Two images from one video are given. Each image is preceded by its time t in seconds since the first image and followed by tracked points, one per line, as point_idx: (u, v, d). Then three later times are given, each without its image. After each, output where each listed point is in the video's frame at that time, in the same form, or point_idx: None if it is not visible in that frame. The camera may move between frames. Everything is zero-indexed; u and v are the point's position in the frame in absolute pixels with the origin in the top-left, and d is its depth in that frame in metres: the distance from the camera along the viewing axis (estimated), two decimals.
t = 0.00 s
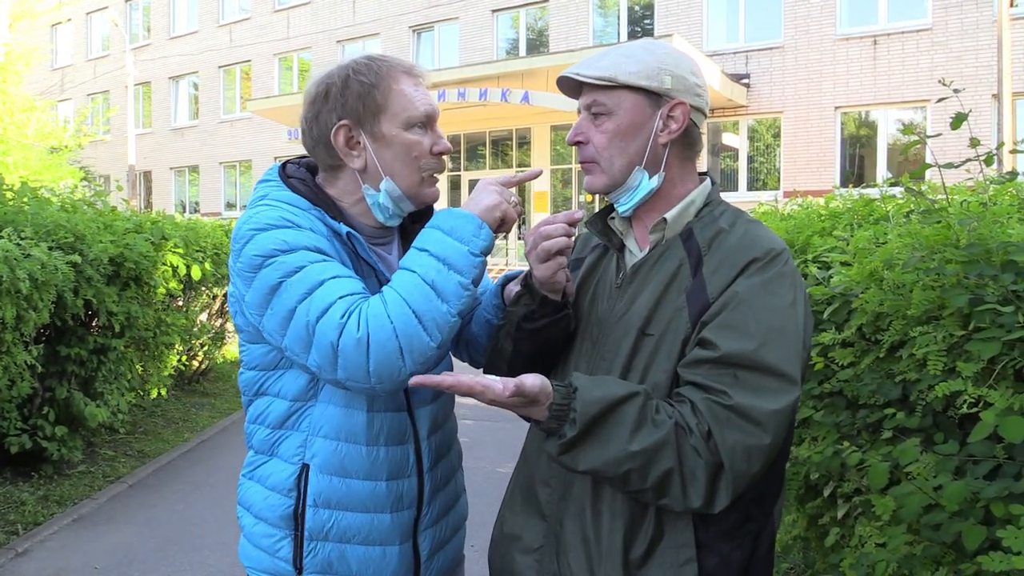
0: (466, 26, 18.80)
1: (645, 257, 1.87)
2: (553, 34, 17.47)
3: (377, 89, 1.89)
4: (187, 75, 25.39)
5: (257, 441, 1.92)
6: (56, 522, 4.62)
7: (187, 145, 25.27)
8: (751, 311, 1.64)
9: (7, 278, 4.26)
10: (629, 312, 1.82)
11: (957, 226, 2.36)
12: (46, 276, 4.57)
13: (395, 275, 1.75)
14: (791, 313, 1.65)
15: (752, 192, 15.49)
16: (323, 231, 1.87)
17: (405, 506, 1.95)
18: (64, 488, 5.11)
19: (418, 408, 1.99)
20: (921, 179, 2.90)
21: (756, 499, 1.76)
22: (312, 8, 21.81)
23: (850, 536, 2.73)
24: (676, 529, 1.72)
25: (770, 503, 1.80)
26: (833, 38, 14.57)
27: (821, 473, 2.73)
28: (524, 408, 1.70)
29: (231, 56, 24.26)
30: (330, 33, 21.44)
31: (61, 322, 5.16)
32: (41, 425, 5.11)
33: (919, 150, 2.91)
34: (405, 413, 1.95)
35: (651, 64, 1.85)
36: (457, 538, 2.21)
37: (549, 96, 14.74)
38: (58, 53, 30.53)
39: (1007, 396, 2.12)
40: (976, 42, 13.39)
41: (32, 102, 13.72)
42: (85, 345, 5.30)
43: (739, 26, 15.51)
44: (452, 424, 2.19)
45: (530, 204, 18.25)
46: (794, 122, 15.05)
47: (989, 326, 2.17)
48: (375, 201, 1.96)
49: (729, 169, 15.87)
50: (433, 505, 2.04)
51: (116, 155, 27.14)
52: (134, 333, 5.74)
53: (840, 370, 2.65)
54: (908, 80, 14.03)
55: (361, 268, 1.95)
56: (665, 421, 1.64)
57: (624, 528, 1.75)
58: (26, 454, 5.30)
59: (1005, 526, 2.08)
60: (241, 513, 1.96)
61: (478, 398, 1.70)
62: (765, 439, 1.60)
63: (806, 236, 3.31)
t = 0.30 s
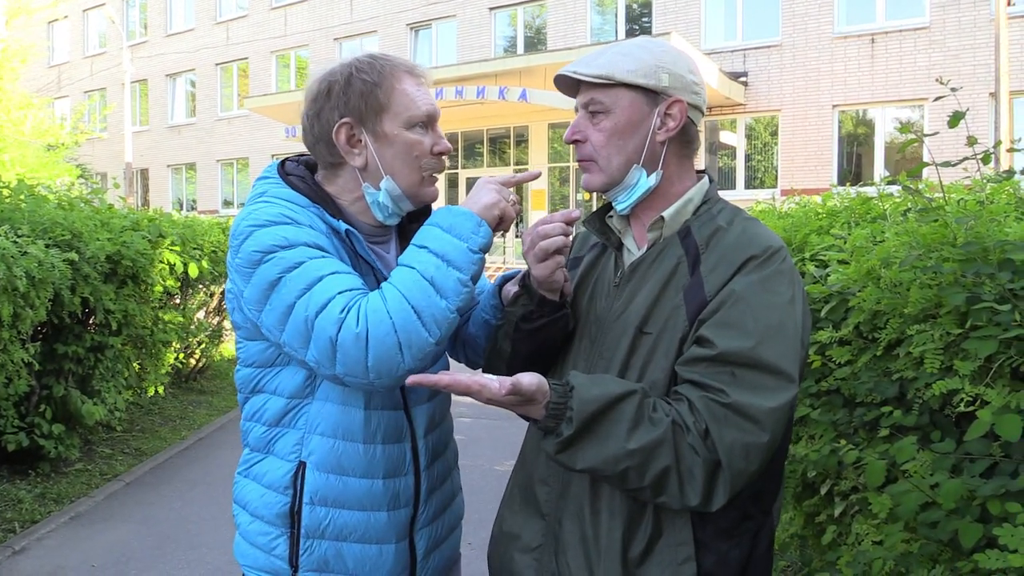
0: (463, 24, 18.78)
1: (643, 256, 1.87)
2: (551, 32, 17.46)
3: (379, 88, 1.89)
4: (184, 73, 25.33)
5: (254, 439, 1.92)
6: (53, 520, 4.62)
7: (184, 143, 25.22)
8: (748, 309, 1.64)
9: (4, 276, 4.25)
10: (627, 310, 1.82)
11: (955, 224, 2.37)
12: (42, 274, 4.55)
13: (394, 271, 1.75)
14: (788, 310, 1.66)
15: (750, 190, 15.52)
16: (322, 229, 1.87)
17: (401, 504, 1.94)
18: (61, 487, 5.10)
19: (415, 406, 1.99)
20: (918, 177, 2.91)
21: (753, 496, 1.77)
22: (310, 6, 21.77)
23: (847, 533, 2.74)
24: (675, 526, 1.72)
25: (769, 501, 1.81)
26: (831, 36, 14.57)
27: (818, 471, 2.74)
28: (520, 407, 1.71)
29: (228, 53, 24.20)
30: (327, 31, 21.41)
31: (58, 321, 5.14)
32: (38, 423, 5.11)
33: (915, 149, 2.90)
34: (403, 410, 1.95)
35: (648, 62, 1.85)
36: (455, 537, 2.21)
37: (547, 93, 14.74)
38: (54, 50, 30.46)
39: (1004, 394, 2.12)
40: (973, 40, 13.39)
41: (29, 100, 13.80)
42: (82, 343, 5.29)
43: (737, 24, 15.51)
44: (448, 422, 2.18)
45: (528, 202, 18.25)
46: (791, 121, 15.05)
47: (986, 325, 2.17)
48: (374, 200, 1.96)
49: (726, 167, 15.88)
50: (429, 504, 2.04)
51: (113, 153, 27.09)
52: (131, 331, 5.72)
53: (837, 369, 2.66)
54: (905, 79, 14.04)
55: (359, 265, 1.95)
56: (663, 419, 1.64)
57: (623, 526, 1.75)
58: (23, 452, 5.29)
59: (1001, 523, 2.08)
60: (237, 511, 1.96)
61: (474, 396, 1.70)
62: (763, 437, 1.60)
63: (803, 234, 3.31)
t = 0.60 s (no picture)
0: (462, 23, 18.78)
1: (635, 257, 1.87)
2: (550, 32, 17.46)
3: (378, 96, 1.87)
4: (183, 71, 25.31)
5: (243, 447, 1.92)
6: (51, 519, 4.62)
7: (183, 142, 25.20)
8: (741, 310, 1.65)
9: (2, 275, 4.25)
10: (619, 312, 1.83)
11: (952, 225, 2.38)
12: (41, 272, 4.55)
13: (332, 308, 1.68)
14: (782, 309, 1.66)
15: (748, 190, 15.54)
16: (304, 240, 1.86)
17: (396, 510, 1.94)
18: (59, 485, 5.10)
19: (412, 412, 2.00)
20: (916, 178, 2.91)
21: (750, 496, 1.77)
22: (309, 5, 21.77)
23: (844, 533, 2.74)
24: (670, 528, 1.72)
25: (765, 500, 1.81)
26: (829, 37, 14.58)
27: (816, 471, 2.74)
28: (515, 412, 1.72)
29: (227, 52, 24.18)
30: (326, 30, 21.40)
31: (56, 319, 5.14)
32: (36, 422, 5.10)
33: (914, 149, 2.90)
34: (398, 416, 1.96)
35: (641, 63, 1.86)
36: (453, 541, 2.21)
37: (546, 93, 14.77)
38: (53, 48, 30.43)
39: (1002, 395, 2.12)
40: (972, 41, 13.41)
41: (27, 98, 13.80)
42: (80, 342, 5.29)
43: (736, 24, 15.51)
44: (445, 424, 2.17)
45: (526, 201, 18.24)
46: (790, 121, 15.06)
47: (984, 325, 2.17)
48: (361, 208, 1.95)
49: (725, 167, 15.91)
50: (426, 508, 2.04)
51: (112, 151, 27.07)
52: (129, 330, 5.73)
53: (835, 369, 2.66)
54: (904, 80, 14.06)
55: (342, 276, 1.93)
56: (657, 421, 1.65)
57: (617, 527, 1.76)
58: (21, 450, 5.30)
59: (998, 523, 2.09)
60: (230, 517, 1.96)
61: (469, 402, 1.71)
62: (758, 437, 1.60)
63: (802, 235, 3.31)
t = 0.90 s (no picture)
0: (461, 23, 18.77)
1: (621, 261, 1.87)
2: (549, 31, 17.45)
3: (376, 115, 1.80)
4: (181, 71, 25.28)
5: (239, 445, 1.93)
6: (49, 519, 4.61)
7: (181, 142, 25.18)
8: (727, 309, 1.65)
9: None
10: (607, 316, 1.83)
11: (950, 225, 2.38)
12: (40, 272, 4.55)
13: (263, 354, 1.70)
14: (767, 305, 1.66)
15: (746, 190, 15.55)
16: (282, 254, 1.83)
17: (388, 518, 1.92)
18: (57, 485, 5.09)
19: (408, 419, 1.97)
20: (915, 178, 2.92)
21: (746, 494, 1.78)
22: (308, 5, 21.76)
23: (843, 533, 2.75)
24: (665, 529, 1.72)
25: (761, 498, 1.82)
26: (828, 37, 14.59)
27: (814, 471, 2.74)
28: (506, 422, 1.72)
29: (226, 52, 24.14)
30: (324, 30, 21.39)
31: (54, 319, 5.13)
32: (35, 421, 5.09)
33: (912, 149, 2.90)
34: (393, 424, 1.94)
35: (627, 75, 1.83)
36: (450, 544, 2.20)
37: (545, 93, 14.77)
38: (51, 48, 30.39)
39: (999, 394, 2.13)
40: (970, 41, 13.43)
41: (25, 97, 13.78)
42: (79, 342, 5.28)
43: (734, 24, 15.52)
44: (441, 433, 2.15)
45: (524, 201, 18.23)
46: (788, 121, 15.07)
47: (981, 325, 2.17)
48: (353, 219, 1.92)
49: (723, 167, 15.93)
50: (423, 511, 2.04)
51: (111, 151, 27.04)
52: (127, 330, 5.73)
53: (834, 369, 2.67)
54: (902, 80, 14.07)
55: (318, 288, 1.88)
56: (648, 425, 1.65)
57: (612, 530, 1.76)
58: (20, 450, 5.29)
59: (996, 522, 2.09)
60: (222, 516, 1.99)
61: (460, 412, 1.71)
62: (748, 436, 1.60)
63: (801, 234, 3.31)
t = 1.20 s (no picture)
0: (461, 24, 18.79)
1: (617, 264, 1.88)
2: (549, 33, 17.46)
3: (383, 114, 1.83)
4: (181, 71, 25.29)
5: (241, 447, 1.93)
6: (48, 518, 4.61)
7: (181, 141, 25.19)
8: (725, 311, 1.65)
9: None
10: (605, 321, 1.84)
11: (949, 229, 2.38)
12: (39, 272, 4.54)
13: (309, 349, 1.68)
14: (764, 307, 1.67)
15: (746, 192, 15.58)
16: (293, 252, 1.84)
17: (389, 517, 1.93)
18: (56, 485, 5.09)
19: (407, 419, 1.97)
20: (914, 181, 2.92)
21: (747, 495, 1.78)
22: (308, 5, 21.77)
23: (841, 535, 2.75)
24: (668, 530, 1.72)
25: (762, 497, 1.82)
26: (828, 39, 14.60)
27: (812, 472, 2.75)
28: (509, 426, 1.73)
29: (226, 52, 24.14)
30: (325, 30, 21.41)
31: (53, 318, 5.14)
32: (34, 420, 5.09)
33: (911, 152, 2.89)
34: (392, 423, 1.94)
35: (619, 80, 1.80)
36: (449, 545, 2.21)
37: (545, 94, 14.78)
38: (51, 47, 30.41)
39: (998, 396, 2.13)
40: (970, 44, 13.45)
41: (25, 96, 13.78)
42: (78, 341, 5.28)
43: (735, 26, 15.54)
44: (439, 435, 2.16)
45: (524, 203, 18.22)
46: (788, 123, 15.09)
47: (980, 327, 2.18)
48: (365, 221, 1.94)
49: (723, 169, 15.97)
50: (422, 511, 2.04)
51: (110, 150, 27.04)
52: (127, 329, 5.73)
53: (833, 371, 2.67)
54: (902, 82, 14.08)
55: (329, 286, 1.90)
56: (650, 428, 1.65)
57: (615, 533, 1.76)
58: (18, 449, 5.29)
59: (994, 524, 2.09)
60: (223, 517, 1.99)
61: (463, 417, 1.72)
62: (749, 437, 1.61)
63: (800, 237, 3.31)
